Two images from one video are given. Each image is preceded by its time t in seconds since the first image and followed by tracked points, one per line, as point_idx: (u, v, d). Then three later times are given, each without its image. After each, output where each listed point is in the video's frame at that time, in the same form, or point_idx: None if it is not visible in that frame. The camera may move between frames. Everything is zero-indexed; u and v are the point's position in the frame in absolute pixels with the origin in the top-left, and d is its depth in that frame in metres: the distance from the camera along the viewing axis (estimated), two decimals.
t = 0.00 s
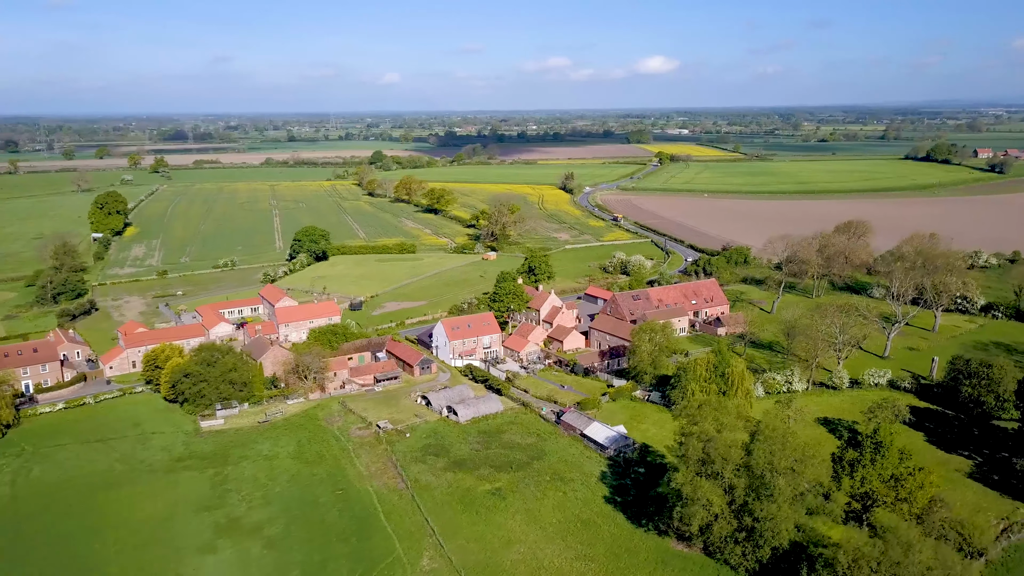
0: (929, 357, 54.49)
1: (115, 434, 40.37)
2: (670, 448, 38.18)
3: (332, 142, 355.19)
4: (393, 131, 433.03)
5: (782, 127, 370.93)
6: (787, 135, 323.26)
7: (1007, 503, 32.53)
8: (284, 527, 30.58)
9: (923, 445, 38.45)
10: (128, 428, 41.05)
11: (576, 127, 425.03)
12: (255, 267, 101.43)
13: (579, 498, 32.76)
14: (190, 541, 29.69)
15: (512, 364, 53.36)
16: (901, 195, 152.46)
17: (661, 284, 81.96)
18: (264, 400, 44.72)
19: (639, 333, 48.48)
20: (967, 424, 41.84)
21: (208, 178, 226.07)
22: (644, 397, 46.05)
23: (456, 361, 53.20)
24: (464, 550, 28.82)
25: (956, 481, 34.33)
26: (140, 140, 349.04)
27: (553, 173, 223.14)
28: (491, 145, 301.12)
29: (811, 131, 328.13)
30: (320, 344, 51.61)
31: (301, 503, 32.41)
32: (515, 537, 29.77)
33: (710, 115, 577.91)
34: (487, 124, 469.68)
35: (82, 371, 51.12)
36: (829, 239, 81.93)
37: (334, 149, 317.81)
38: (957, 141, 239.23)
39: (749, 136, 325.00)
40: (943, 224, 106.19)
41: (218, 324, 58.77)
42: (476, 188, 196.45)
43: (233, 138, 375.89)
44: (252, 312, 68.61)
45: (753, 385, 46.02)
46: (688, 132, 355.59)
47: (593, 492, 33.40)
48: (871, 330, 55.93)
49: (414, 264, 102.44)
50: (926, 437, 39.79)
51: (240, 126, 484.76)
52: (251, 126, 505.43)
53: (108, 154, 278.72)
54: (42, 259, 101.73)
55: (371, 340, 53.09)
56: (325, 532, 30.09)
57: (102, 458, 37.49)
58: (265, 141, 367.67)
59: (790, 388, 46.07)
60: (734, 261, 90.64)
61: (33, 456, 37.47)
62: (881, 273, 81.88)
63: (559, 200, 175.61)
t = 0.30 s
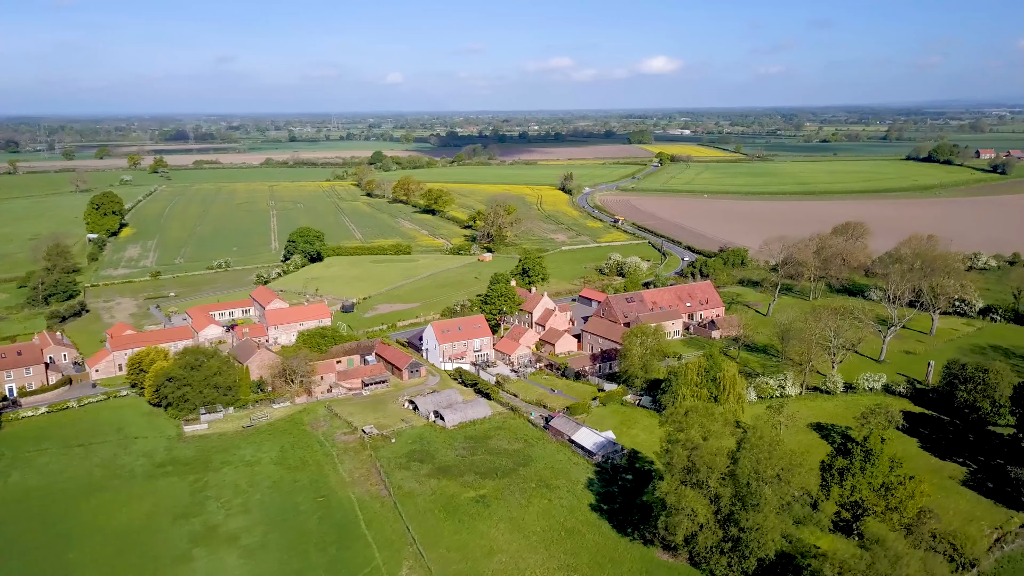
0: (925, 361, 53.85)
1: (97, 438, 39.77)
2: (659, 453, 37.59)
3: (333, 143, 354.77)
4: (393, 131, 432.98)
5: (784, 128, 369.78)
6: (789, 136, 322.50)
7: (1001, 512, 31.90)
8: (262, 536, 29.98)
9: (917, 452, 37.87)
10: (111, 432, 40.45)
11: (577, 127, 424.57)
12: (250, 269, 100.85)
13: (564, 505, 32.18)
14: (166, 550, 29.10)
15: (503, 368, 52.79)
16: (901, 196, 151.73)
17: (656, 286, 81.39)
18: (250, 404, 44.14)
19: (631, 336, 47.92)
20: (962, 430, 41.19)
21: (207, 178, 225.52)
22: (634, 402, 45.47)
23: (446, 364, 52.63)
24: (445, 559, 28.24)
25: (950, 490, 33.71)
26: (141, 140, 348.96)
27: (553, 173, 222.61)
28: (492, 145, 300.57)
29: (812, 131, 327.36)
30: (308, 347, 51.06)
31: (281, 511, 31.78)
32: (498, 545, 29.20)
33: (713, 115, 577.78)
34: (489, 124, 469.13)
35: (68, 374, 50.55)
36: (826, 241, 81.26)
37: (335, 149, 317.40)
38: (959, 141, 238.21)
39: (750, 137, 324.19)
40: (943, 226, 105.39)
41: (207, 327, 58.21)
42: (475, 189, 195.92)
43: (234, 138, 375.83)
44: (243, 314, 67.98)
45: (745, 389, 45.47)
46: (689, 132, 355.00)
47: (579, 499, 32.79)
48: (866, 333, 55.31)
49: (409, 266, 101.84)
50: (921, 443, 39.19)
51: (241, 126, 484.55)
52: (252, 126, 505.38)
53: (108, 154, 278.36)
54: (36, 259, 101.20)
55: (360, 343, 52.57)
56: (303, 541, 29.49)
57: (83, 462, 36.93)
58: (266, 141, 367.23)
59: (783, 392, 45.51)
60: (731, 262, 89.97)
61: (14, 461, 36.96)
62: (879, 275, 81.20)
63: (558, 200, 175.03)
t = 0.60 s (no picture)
0: (921, 366, 53.12)
1: (80, 443, 39.22)
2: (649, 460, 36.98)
3: (335, 143, 354.08)
4: (396, 131, 433.50)
5: (788, 128, 368.23)
6: (791, 136, 321.53)
7: (996, 521, 31.27)
8: (241, 545, 29.32)
9: (911, 460, 37.22)
10: (94, 437, 39.91)
11: (579, 128, 424.12)
12: (245, 270, 100.28)
13: (550, 513, 31.60)
14: (141, 559, 28.51)
15: (495, 371, 52.25)
16: (903, 197, 150.79)
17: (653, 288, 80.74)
18: (236, 408, 43.63)
19: (623, 340, 47.28)
20: (958, 437, 40.47)
21: (208, 179, 224.93)
22: (626, 407, 44.87)
23: (437, 368, 52.09)
24: (425, 569, 27.68)
25: (944, 498, 33.09)
26: (143, 140, 348.66)
27: (553, 174, 221.92)
28: (494, 146, 299.66)
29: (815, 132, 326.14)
30: (297, 350, 50.54)
31: (260, 519, 31.15)
32: (480, 554, 28.63)
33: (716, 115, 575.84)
34: (491, 124, 468.10)
35: (54, 378, 49.98)
36: (824, 243, 80.51)
37: (336, 149, 316.77)
38: (962, 142, 236.89)
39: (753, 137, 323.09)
40: (944, 227, 104.50)
41: (197, 329, 57.70)
42: (475, 189, 195.23)
43: (235, 139, 375.89)
44: (235, 316, 67.45)
45: (738, 394, 44.91)
46: (692, 133, 354.40)
47: (566, 507, 32.21)
48: (863, 337, 54.63)
49: (406, 267, 101.18)
50: (916, 449, 38.58)
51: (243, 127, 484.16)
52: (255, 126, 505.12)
53: (110, 154, 277.93)
54: (31, 260, 100.67)
55: (350, 346, 52.06)
56: (282, 550, 28.90)
57: (64, 468, 36.36)
58: (268, 142, 366.53)
59: (777, 398, 44.91)
60: (729, 264, 89.26)
61: None
62: (877, 277, 80.40)
63: (557, 201, 174.38)
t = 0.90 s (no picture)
0: (920, 370, 52.37)
1: (64, 447, 38.65)
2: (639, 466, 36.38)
3: (339, 144, 354.07)
4: (400, 132, 433.04)
5: (793, 128, 366.96)
6: (796, 137, 319.97)
7: (992, 531, 30.64)
8: (222, 553, 28.75)
9: (907, 467, 36.59)
10: (79, 441, 39.34)
11: (582, 129, 423.06)
12: (242, 272, 99.95)
13: (537, 522, 31.02)
14: (118, 565, 27.91)
15: (487, 375, 51.74)
16: (907, 199, 149.65)
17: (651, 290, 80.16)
18: (224, 412, 43.11)
19: (616, 344, 46.71)
20: (956, 443, 39.79)
21: (210, 180, 225.01)
22: (618, 411, 44.28)
23: (429, 371, 51.61)
24: None
25: (939, 507, 32.50)
26: (148, 141, 349.41)
27: (555, 175, 221.26)
28: (497, 146, 299.36)
29: (820, 133, 324.51)
30: (288, 353, 50.12)
31: (242, 525, 30.59)
32: (463, 564, 28.07)
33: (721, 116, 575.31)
34: (495, 125, 467.68)
35: (43, 380, 49.50)
36: (825, 245, 79.75)
37: (340, 150, 316.80)
38: (968, 143, 235.35)
39: (757, 138, 321.92)
40: (947, 229, 103.54)
41: (189, 332, 57.28)
42: (477, 190, 194.83)
43: (239, 139, 376.34)
44: (229, 318, 67.03)
45: (732, 399, 44.30)
46: (696, 134, 353.31)
47: (553, 515, 31.65)
48: (861, 340, 53.91)
49: (403, 268, 100.72)
50: (912, 456, 37.93)
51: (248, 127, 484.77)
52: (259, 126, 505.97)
53: (114, 154, 278.48)
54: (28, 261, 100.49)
55: (342, 349, 51.65)
56: (262, 557, 28.32)
57: (47, 472, 35.80)
58: (273, 142, 366.75)
59: (772, 403, 44.28)
60: (729, 267, 88.18)
61: None
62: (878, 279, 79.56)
63: (559, 202, 173.85)
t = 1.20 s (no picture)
0: (914, 375, 51.79)
1: (44, 451, 37.85)
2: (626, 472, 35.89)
3: (341, 145, 353.65)
4: (401, 133, 433.23)
5: (795, 130, 366.55)
6: (798, 138, 319.22)
7: (983, 541, 30.06)
8: (198, 561, 28.09)
9: (898, 474, 36.05)
10: (60, 445, 38.54)
11: (583, 130, 422.53)
12: (236, 273, 99.46)
13: (519, 530, 30.50)
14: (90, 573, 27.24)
15: (476, 379, 51.28)
16: (907, 200, 148.89)
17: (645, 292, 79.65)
18: (208, 416, 42.57)
19: (606, 347, 46.21)
20: (948, 450, 39.21)
21: (209, 180, 224.63)
22: (607, 416, 43.76)
23: (418, 374, 51.11)
24: None
25: (929, 515, 31.96)
26: (150, 141, 349.32)
27: (554, 176, 220.69)
28: (498, 147, 299.07)
29: (822, 134, 323.50)
30: (275, 356, 49.65)
31: (219, 532, 29.95)
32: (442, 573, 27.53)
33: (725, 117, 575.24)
34: (497, 125, 466.88)
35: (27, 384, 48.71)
36: (820, 247, 79.21)
37: (341, 151, 316.61)
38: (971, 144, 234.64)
39: (758, 139, 321.51)
40: (946, 231, 102.90)
41: (177, 334, 57.13)
42: (476, 191, 194.42)
43: (241, 140, 376.16)
44: (219, 320, 66.47)
45: (723, 404, 43.82)
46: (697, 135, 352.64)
47: (535, 523, 31.13)
48: (855, 344, 53.34)
49: (398, 270, 100.29)
50: (903, 463, 37.39)
51: (249, 128, 484.47)
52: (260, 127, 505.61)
53: (115, 154, 278.38)
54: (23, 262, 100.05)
55: (330, 352, 51.20)
56: (238, 566, 27.72)
57: (24, 476, 35.04)
58: (275, 143, 366.99)
59: (762, 408, 43.80)
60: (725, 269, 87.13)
61: None
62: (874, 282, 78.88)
63: (557, 203, 173.45)
